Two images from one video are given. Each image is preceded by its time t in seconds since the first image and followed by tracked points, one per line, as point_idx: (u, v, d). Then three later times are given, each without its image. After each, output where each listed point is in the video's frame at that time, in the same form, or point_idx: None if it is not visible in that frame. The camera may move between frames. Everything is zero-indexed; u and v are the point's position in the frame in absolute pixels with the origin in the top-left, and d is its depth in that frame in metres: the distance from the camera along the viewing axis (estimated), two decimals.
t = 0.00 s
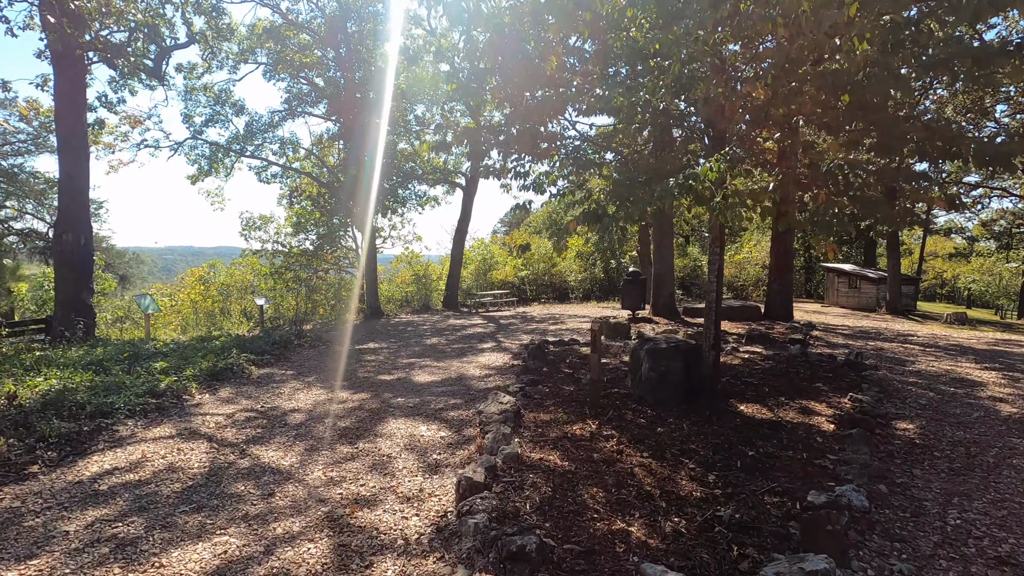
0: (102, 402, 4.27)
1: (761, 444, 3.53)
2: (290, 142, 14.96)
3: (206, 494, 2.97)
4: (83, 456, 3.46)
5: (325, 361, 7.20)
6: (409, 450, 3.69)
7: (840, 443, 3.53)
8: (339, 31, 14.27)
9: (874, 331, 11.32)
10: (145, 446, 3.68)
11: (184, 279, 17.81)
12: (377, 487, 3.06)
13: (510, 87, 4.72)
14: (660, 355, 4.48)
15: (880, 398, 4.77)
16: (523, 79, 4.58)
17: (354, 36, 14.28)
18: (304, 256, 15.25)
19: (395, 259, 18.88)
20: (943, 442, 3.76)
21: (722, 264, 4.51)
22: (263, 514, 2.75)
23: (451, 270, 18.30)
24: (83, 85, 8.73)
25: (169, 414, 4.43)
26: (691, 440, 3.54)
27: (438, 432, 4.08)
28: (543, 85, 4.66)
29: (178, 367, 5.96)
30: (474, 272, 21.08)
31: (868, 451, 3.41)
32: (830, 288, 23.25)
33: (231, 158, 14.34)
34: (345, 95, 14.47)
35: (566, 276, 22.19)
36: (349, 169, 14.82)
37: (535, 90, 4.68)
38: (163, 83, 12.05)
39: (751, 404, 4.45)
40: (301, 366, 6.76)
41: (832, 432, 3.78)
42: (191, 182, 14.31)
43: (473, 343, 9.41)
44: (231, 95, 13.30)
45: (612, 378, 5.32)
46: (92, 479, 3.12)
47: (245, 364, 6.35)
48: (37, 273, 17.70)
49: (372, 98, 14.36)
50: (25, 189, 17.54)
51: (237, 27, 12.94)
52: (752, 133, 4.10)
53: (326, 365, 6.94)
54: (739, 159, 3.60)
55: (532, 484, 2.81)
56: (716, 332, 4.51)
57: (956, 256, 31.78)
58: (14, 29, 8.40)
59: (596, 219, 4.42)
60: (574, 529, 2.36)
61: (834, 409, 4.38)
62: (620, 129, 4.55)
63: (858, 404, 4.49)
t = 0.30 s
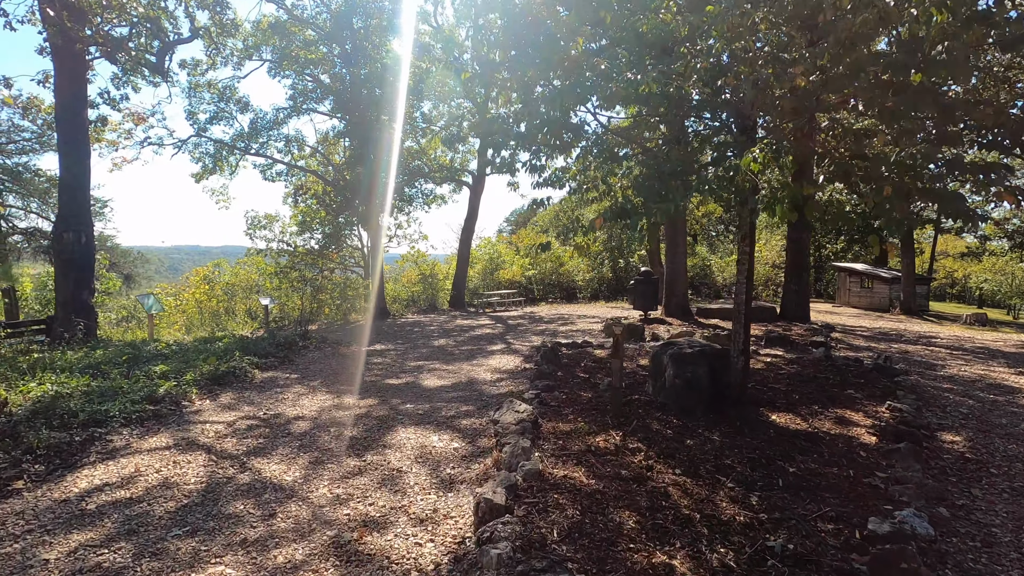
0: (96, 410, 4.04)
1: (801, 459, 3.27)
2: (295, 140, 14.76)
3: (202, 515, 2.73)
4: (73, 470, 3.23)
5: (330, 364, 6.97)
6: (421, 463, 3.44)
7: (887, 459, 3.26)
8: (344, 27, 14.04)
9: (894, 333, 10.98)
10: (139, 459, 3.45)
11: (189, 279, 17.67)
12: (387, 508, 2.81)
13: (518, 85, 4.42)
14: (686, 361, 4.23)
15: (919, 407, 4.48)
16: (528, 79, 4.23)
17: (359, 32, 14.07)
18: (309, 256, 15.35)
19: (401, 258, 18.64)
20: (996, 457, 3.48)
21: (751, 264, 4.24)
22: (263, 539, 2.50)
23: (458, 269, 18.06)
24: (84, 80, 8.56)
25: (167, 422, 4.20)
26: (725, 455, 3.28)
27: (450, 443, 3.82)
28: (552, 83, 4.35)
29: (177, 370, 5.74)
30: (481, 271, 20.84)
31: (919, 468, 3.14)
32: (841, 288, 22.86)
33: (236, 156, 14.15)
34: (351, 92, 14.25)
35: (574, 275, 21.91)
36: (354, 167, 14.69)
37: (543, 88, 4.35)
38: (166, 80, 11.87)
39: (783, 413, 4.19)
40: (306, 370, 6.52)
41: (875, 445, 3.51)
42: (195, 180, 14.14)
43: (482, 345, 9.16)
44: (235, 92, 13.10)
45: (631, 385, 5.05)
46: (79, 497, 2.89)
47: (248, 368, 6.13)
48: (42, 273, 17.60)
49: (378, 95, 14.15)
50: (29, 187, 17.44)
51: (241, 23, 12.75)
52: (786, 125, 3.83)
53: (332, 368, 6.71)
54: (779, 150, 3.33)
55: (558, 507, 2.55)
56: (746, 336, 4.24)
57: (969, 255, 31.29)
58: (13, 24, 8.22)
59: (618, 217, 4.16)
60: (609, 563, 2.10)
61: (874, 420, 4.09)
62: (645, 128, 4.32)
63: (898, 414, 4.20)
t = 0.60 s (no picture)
0: (85, 415, 3.79)
1: (849, 473, 2.98)
2: (300, 136, 14.54)
3: (192, 534, 2.46)
4: (55, 482, 2.98)
5: (335, 365, 6.72)
6: (432, 474, 3.17)
7: (945, 473, 2.97)
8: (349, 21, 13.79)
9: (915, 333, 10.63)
10: (128, 469, 3.19)
11: (193, 277, 17.49)
12: (397, 526, 2.54)
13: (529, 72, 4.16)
14: (715, 364, 3.96)
15: (965, 413, 4.17)
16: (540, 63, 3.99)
17: (364, 27, 13.84)
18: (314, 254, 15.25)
19: (405, 256, 18.40)
20: None
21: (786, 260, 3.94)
22: (258, 564, 2.24)
23: (464, 268, 17.81)
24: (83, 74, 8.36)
25: (161, 428, 3.95)
26: (766, 468, 3.00)
27: (463, 451, 3.55)
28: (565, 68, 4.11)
29: (174, 372, 5.50)
30: (487, 270, 20.58)
31: (982, 483, 2.85)
32: (853, 287, 22.48)
33: (239, 153, 13.94)
34: (356, 87, 14.01)
35: (581, 274, 21.64)
36: (361, 165, 14.49)
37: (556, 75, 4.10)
38: (168, 74, 11.66)
39: (819, 420, 3.89)
40: (310, 370, 6.28)
41: (927, 457, 3.22)
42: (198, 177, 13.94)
43: (491, 345, 8.89)
44: (239, 87, 12.88)
45: (652, 388, 4.77)
46: (59, 513, 2.63)
47: (249, 369, 5.88)
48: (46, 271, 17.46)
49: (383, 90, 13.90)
50: (32, 185, 17.28)
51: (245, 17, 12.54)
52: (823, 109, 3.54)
53: (336, 369, 6.46)
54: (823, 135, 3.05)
55: (589, 530, 2.28)
56: (780, 337, 3.95)
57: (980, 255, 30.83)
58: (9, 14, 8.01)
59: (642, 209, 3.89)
60: None
61: (919, 427, 3.79)
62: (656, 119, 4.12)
63: (943, 421, 3.91)
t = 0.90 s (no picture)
0: (81, 423, 3.57)
1: (914, 492, 2.70)
2: (307, 134, 14.35)
3: (192, 561, 2.22)
4: (45, 499, 2.75)
5: (343, 368, 6.48)
6: (452, 490, 2.92)
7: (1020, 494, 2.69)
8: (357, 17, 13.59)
9: (940, 334, 10.27)
10: (124, 482, 2.96)
11: (199, 277, 17.35)
12: (417, 552, 2.29)
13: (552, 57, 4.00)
14: (753, 370, 3.67)
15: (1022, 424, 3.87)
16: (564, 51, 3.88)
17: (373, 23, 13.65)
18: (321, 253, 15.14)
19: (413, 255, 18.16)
20: None
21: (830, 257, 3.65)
22: None
23: (472, 267, 17.56)
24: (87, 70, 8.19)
25: (162, 436, 3.72)
26: (820, 486, 2.73)
27: (483, 464, 3.30)
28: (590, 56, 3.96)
29: (178, 375, 5.28)
30: (495, 270, 20.35)
31: None
32: (867, 287, 22.05)
33: (246, 151, 13.76)
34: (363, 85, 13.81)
35: (590, 274, 21.34)
36: (367, 162, 14.27)
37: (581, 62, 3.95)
38: (174, 70, 11.48)
39: (866, 431, 3.60)
40: (317, 374, 6.04)
41: (997, 476, 2.92)
42: (204, 175, 13.78)
43: (503, 347, 8.64)
44: (246, 84, 12.68)
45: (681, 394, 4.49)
46: (46, 536, 2.40)
47: (255, 372, 5.65)
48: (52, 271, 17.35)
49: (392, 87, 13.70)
50: (39, 184, 17.20)
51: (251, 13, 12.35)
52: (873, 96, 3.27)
53: (344, 372, 6.23)
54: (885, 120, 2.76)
55: (635, 561, 2.02)
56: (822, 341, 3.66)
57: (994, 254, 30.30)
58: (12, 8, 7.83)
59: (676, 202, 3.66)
60: None
61: (976, 439, 3.51)
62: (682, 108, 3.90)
63: (1002, 432, 3.61)
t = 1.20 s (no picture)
0: (83, 433, 3.37)
1: (992, 518, 2.44)
2: (316, 131, 14.18)
3: None
4: (41, 519, 2.55)
5: (355, 371, 6.27)
6: (480, 511, 2.69)
7: None
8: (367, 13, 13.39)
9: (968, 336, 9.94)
10: (126, 500, 2.75)
11: (208, 275, 17.26)
12: None
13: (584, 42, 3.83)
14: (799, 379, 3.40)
15: None
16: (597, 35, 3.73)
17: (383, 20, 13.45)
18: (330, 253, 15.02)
19: (422, 254, 17.93)
20: None
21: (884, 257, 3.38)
22: None
23: (482, 266, 17.35)
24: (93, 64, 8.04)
25: (168, 447, 3.52)
26: (887, 510, 2.47)
27: (511, 481, 3.06)
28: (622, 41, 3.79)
29: (186, 379, 5.08)
30: (505, 268, 20.15)
31: None
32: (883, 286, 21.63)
33: (255, 148, 13.61)
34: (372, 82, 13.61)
35: (601, 273, 21.02)
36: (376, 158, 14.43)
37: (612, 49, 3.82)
38: (182, 67, 11.33)
39: (922, 445, 3.33)
40: (329, 377, 5.82)
41: None
42: (213, 173, 13.64)
43: (518, 348, 8.40)
44: (255, 80, 12.51)
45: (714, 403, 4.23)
46: (40, 564, 2.19)
47: (265, 376, 5.45)
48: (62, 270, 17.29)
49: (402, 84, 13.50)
50: (47, 182, 17.12)
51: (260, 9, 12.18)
52: (935, 81, 3.01)
53: (356, 376, 6.02)
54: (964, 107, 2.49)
55: None
56: (873, 350, 3.40)
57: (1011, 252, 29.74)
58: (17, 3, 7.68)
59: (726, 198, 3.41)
60: None
61: None
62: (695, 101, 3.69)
63: None
